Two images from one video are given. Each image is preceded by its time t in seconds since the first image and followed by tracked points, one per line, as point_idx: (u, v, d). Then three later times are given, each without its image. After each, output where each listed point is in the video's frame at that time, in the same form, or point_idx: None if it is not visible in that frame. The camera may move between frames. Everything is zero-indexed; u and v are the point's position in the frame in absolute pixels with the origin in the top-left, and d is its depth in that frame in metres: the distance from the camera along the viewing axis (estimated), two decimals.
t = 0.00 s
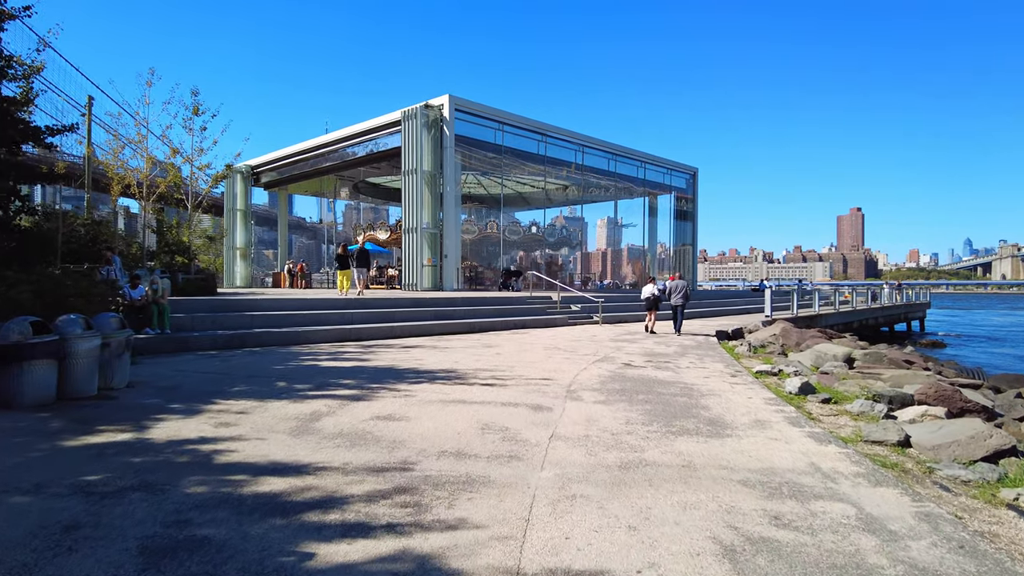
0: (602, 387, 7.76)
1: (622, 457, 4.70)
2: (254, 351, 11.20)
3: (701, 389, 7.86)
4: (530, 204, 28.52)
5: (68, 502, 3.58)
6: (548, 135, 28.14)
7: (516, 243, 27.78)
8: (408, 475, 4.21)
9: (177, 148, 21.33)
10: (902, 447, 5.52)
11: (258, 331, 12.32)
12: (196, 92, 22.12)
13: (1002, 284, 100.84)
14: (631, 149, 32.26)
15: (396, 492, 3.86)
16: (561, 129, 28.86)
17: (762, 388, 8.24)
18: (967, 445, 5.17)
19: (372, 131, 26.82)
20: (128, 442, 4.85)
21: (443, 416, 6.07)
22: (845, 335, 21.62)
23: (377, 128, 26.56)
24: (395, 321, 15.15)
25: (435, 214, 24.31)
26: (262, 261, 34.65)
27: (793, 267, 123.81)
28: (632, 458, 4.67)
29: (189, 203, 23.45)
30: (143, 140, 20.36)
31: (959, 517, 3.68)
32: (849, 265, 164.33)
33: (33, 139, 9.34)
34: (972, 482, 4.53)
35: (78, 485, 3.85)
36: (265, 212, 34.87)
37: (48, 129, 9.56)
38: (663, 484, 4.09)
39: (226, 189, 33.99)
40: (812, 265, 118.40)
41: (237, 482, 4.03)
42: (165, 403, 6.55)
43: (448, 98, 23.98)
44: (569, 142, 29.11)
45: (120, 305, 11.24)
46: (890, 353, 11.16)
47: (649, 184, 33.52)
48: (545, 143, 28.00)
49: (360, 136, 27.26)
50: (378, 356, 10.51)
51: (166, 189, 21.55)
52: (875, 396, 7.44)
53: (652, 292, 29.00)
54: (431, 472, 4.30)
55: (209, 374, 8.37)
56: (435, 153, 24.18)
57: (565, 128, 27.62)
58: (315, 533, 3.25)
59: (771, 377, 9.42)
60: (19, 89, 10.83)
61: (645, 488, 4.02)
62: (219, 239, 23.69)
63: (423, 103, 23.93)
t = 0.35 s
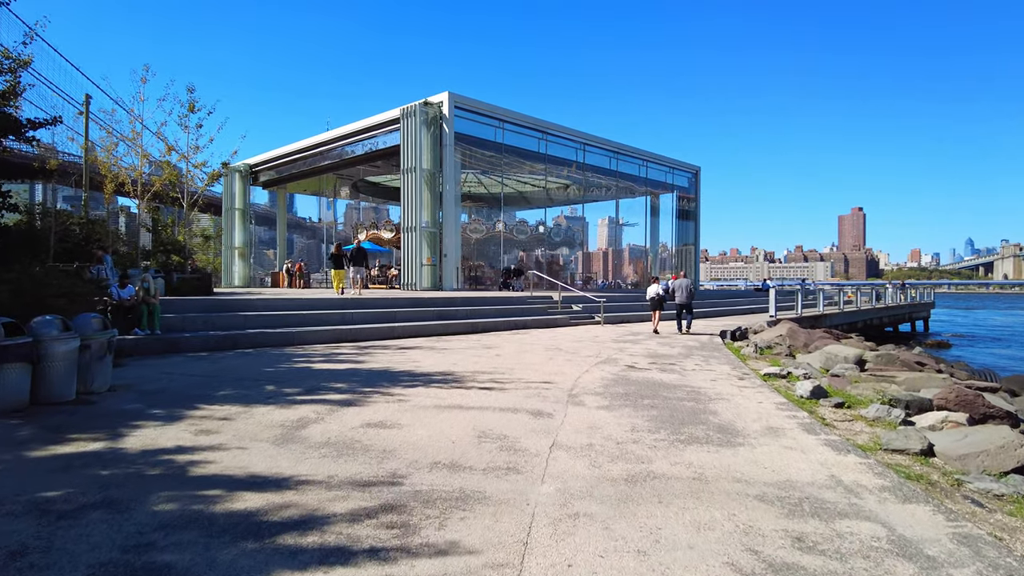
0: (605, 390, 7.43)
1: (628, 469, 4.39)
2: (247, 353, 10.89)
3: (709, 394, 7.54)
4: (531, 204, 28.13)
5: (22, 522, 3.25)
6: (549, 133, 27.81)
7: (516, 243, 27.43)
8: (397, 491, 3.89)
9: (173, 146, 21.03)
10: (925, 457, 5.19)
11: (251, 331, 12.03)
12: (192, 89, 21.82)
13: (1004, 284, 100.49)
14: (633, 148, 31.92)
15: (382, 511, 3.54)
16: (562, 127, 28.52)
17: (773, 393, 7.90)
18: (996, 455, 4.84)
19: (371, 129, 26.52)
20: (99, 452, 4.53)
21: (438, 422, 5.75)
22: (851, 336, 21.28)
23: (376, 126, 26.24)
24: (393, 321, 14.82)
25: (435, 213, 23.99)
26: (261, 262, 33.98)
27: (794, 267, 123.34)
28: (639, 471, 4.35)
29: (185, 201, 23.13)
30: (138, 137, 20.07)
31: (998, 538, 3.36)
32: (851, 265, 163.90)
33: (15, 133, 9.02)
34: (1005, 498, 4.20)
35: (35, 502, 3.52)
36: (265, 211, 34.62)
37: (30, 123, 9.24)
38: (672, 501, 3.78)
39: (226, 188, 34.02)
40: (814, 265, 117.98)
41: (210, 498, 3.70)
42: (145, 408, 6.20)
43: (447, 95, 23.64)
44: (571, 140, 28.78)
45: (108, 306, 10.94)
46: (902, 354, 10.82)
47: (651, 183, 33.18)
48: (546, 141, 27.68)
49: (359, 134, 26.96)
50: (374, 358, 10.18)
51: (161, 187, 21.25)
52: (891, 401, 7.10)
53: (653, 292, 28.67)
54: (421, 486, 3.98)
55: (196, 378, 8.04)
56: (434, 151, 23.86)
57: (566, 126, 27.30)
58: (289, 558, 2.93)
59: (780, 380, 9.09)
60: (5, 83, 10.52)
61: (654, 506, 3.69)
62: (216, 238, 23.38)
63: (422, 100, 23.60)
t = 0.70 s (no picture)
0: (607, 396, 7.12)
1: (633, 485, 4.08)
2: (239, 355, 10.59)
3: (716, 399, 7.23)
4: (533, 203, 27.82)
5: None
6: (550, 131, 27.50)
7: (517, 243, 27.08)
8: (383, 510, 3.59)
9: (169, 144, 20.77)
10: (950, 469, 4.86)
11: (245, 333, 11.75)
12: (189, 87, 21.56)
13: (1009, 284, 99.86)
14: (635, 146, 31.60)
15: (366, 534, 3.24)
16: (564, 125, 28.21)
17: (783, 398, 7.58)
18: None
19: (370, 128, 26.20)
20: (67, 466, 4.22)
21: (432, 431, 5.45)
22: (858, 337, 20.94)
23: (375, 125, 25.94)
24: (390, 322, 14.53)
25: (435, 212, 23.69)
26: (262, 261, 33.68)
27: (797, 267, 122.76)
28: (646, 487, 4.05)
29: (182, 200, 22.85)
30: (133, 135, 19.81)
31: None
32: (854, 265, 163.27)
33: None
34: None
35: None
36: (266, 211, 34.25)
37: (14, 117, 8.93)
38: (683, 522, 3.47)
39: (226, 187, 33.87)
40: (816, 265, 117.44)
41: (179, 519, 3.40)
42: (125, 415, 5.90)
43: (448, 93, 23.34)
44: (573, 138, 28.48)
45: (96, 308, 10.64)
46: (915, 357, 10.49)
47: (654, 182, 32.86)
48: (547, 140, 27.38)
49: (358, 133, 26.67)
50: (369, 361, 9.88)
51: (157, 186, 20.97)
52: (908, 406, 6.77)
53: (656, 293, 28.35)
54: (410, 505, 3.67)
55: (183, 382, 7.73)
56: (434, 150, 23.56)
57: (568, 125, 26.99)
58: None
59: (789, 384, 8.77)
60: None
61: (663, 528, 3.39)
62: (214, 238, 23.10)
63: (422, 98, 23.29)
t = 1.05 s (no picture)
0: (610, 400, 6.79)
1: (639, 502, 3.75)
2: (230, 357, 10.27)
3: (724, 404, 6.89)
4: (534, 202, 27.44)
5: None
6: (551, 130, 27.17)
7: (518, 242, 26.73)
8: (365, 531, 3.27)
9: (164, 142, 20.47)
10: (978, 481, 4.52)
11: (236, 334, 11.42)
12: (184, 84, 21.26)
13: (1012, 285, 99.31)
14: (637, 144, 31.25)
15: (343, 560, 2.92)
16: (565, 124, 27.87)
17: (794, 403, 7.24)
18: None
19: (368, 126, 25.86)
20: (25, 480, 3.89)
21: (424, 439, 5.12)
22: (864, 338, 20.62)
23: (374, 123, 25.60)
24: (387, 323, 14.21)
25: (434, 212, 23.35)
26: (262, 261, 33.13)
27: (799, 267, 122.18)
28: (652, 504, 3.74)
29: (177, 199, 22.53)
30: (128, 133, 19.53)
31: None
32: (856, 265, 162.69)
33: None
34: None
35: None
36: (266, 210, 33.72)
37: None
38: (695, 546, 3.14)
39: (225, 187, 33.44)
40: (818, 265, 116.93)
41: (138, 541, 3.07)
42: (100, 421, 5.57)
43: (447, 90, 23.02)
44: (574, 137, 28.14)
45: (82, 309, 10.33)
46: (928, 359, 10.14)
47: (656, 181, 32.52)
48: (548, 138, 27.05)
49: (357, 131, 26.33)
50: (363, 363, 9.55)
51: (152, 185, 20.66)
52: (926, 412, 6.43)
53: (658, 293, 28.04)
54: (394, 525, 3.35)
55: (167, 386, 7.39)
56: (433, 148, 23.22)
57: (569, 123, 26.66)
58: None
59: (798, 388, 8.43)
60: None
61: (673, 551, 3.07)
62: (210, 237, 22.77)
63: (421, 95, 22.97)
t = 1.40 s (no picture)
0: (613, 407, 6.49)
1: (645, 524, 3.45)
2: (220, 360, 9.96)
3: (731, 410, 6.60)
4: (534, 202, 27.13)
5: None
6: (552, 128, 26.87)
7: (518, 242, 26.43)
8: (346, 558, 2.97)
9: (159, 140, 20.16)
10: (1008, 497, 4.20)
11: (228, 336, 11.16)
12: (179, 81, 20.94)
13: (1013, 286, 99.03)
14: (638, 143, 30.95)
15: None
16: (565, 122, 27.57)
17: (806, 409, 6.93)
18: None
19: (366, 125, 25.57)
20: None
21: (416, 450, 4.82)
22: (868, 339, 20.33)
23: (372, 122, 25.33)
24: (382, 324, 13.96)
25: (433, 211, 23.05)
26: (260, 261, 32.94)
27: (799, 268, 121.73)
28: (660, 526, 3.43)
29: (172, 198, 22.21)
30: (122, 131, 19.25)
31: None
32: (856, 266, 162.42)
33: None
34: None
35: None
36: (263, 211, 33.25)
37: None
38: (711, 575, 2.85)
39: (222, 186, 33.23)
40: (818, 265, 116.58)
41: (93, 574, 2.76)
42: (74, 429, 5.25)
43: (446, 88, 22.72)
44: (574, 136, 27.83)
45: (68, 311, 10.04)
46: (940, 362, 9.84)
47: (658, 181, 32.23)
48: (548, 137, 26.74)
49: (354, 130, 26.04)
50: (356, 366, 9.25)
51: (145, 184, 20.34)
52: (944, 420, 6.12)
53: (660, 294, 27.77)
54: (377, 551, 3.04)
55: (150, 391, 7.08)
56: (432, 146, 22.91)
57: (570, 121, 26.37)
58: None
59: (807, 393, 8.12)
60: None
61: None
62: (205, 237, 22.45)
63: (420, 93, 22.66)
